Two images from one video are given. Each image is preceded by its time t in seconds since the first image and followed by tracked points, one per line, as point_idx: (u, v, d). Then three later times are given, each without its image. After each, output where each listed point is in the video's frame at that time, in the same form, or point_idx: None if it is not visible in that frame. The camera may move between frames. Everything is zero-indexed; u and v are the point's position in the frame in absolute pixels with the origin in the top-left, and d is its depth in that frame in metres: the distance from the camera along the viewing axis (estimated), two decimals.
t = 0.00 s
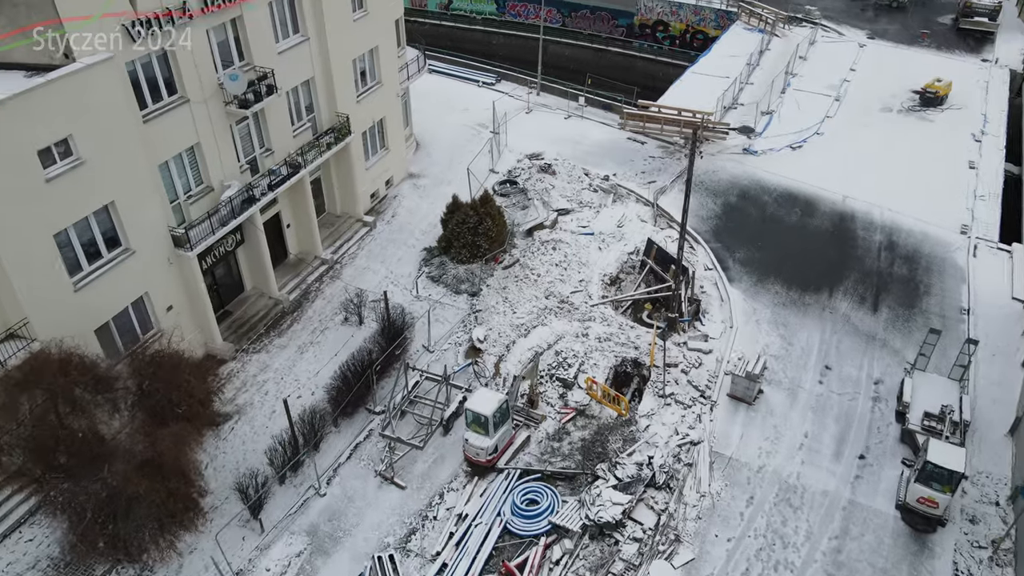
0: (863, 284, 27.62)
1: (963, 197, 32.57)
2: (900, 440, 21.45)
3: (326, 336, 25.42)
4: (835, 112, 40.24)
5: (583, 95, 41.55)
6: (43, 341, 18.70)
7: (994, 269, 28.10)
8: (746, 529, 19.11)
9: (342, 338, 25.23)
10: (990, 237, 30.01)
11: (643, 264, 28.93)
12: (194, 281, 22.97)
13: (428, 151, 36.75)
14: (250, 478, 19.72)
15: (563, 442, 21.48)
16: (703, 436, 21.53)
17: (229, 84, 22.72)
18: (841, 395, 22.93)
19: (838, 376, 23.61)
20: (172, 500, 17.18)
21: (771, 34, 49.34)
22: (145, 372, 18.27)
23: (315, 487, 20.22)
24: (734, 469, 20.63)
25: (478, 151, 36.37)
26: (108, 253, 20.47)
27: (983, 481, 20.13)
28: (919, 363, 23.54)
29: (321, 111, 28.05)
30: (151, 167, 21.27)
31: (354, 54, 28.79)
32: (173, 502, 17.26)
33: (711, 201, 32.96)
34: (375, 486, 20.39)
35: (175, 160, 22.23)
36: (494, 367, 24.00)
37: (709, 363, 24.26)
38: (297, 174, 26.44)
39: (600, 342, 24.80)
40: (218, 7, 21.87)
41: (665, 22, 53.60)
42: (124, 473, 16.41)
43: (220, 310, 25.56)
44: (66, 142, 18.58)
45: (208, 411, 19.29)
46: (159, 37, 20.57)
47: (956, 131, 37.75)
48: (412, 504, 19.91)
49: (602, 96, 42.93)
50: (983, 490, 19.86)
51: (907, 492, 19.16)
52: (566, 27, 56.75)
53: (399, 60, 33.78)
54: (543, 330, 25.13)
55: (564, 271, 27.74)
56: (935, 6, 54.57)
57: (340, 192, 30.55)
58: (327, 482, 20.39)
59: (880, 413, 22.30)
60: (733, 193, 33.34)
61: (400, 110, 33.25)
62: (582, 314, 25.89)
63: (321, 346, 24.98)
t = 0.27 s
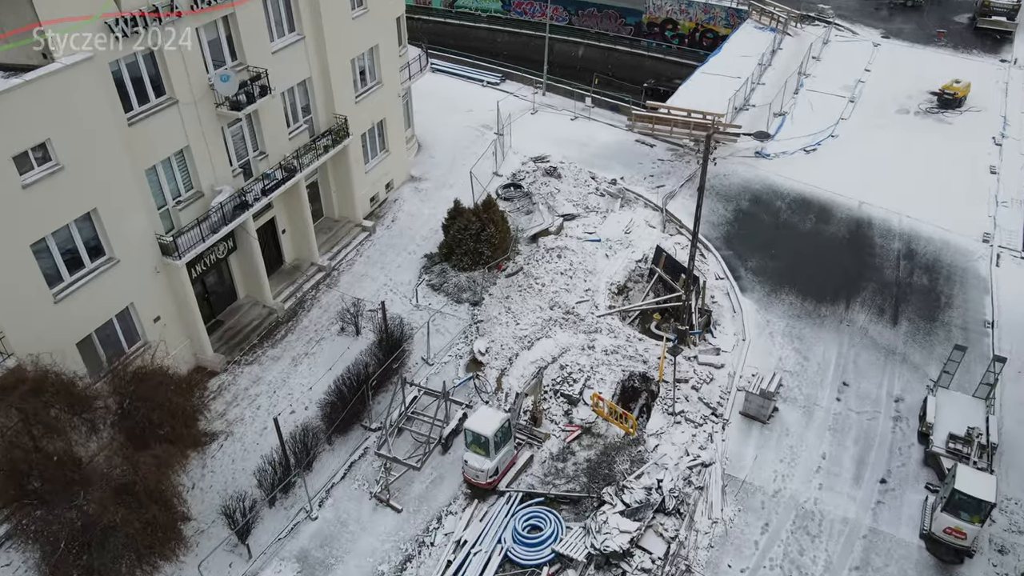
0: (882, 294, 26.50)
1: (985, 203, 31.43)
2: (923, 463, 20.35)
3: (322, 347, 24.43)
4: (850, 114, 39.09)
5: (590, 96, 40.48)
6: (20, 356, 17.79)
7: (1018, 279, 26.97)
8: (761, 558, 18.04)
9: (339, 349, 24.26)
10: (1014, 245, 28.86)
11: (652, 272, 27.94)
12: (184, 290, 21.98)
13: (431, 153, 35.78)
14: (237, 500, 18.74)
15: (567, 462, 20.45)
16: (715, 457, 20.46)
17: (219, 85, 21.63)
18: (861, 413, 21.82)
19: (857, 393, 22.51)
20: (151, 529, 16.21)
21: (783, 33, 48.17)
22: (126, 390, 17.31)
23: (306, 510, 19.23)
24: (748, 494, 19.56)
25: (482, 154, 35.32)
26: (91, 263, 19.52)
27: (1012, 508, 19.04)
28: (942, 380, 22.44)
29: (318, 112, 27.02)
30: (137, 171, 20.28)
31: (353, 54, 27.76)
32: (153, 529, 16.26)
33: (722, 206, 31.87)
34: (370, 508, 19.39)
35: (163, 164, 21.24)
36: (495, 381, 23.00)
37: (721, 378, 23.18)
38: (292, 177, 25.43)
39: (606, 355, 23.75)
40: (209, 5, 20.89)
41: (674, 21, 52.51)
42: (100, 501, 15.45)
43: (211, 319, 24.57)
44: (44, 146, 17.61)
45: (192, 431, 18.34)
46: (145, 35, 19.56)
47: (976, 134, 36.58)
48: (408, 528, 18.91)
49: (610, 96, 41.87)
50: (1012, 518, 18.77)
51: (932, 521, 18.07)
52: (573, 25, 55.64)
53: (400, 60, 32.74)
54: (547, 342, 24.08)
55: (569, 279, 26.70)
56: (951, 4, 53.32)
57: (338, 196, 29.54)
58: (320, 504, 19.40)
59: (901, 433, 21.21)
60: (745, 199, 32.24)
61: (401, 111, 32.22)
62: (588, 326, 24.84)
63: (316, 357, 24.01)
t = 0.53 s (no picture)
0: (901, 306, 25.38)
1: (1007, 210, 30.25)
2: (948, 489, 19.25)
3: (315, 360, 23.42)
4: (864, 116, 37.93)
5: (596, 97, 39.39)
6: None
7: None
8: None
9: (333, 363, 23.27)
10: None
11: (660, 281, 26.97)
12: (170, 301, 20.96)
13: (432, 156, 34.78)
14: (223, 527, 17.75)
15: (571, 486, 19.40)
16: (728, 481, 19.38)
17: (208, 87, 20.61)
18: (881, 435, 20.72)
19: (877, 413, 21.41)
20: (125, 564, 14.80)
21: (795, 31, 46.96)
22: (102, 413, 16.33)
23: (296, 536, 18.24)
24: (762, 522, 18.49)
25: (485, 157, 34.26)
26: (70, 274, 18.54)
27: None
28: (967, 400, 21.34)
29: (314, 114, 25.97)
30: (120, 177, 19.29)
31: (351, 53, 26.72)
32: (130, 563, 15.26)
33: (733, 212, 30.76)
34: (363, 535, 18.36)
35: (148, 170, 20.24)
36: (497, 397, 21.98)
37: (733, 396, 22.10)
38: (286, 183, 24.40)
39: (613, 371, 22.69)
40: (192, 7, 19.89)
41: (683, 19, 51.49)
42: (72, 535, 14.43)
43: (201, 330, 23.56)
44: (18, 152, 16.69)
45: (170, 454, 17.37)
46: (129, 35, 18.57)
47: (996, 137, 35.39)
48: (403, 557, 17.89)
49: (617, 98, 40.78)
50: None
51: (961, 555, 17.01)
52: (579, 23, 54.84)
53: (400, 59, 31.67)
54: (551, 357, 23.02)
55: (574, 289, 25.65)
56: (967, 3, 52.03)
57: (335, 201, 28.50)
58: (311, 530, 18.40)
59: (925, 456, 20.10)
60: (756, 205, 31.12)
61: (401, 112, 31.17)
62: (594, 339, 23.79)
63: (310, 371, 23.01)
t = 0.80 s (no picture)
0: (921, 321, 24.26)
1: None
2: (975, 519, 18.17)
3: (308, 376, 22.41)
4: (879, 119, 36.75)
5: (602, 98, 38.31)
6: None
7: None
8: None
9: (327, 378, 22.27)
10: None
11: (669, 293, 25.90)
12: (155, 315, 19.97)
13: (433, 159, 33.76)
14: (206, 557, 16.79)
15: (575, 513, 18.37)
16: (741, 510, 18.33)
17: (195, 89, 19.58)
18: (903, 460, 19.63)
19: (897, 436, 20.32)
20: None
21: (806, 31, 45.81)
22: (76, 440, 15.38)
23: (284, 566, 17.27)
24: (778, 555, 17.45)
25: (487, 161, 33.22)
26: (46, 288, 17.57)
27: None
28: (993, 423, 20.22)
29: (309, 117, 24.95)
30: (100, 185, 18.30)
31: (348, 54, 25.69)
32: None
33: (744, 220, 29.67)
34: (354, 565, 17.36)
35: (132, 177, 19.23)
36: (497, 416, 20.97)
37: (746, 416, 21.02)
38: (279, 189, 23.39)
39: (619, 388, 21.63)
40: (177, 7, 18.86)
41: (691, 17, 51.00)
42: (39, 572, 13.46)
43: (189, 343, 22.57)
44: None
45: (149, 481, 16.36)
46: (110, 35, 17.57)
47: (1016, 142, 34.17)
48: None
49: (623, 99, 39.71)
50: None
51: None
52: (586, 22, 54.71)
53: (401, 60, 30.62)
54: (554, 373, 21.99)
55: (579, 300, 24.61)
56: (984, 2, 50.74)
57: (331, 207, 27.49)
58: (299, 560, 17.42)
59: (949, 484, 19.01)
60: (768, 212, 30.01)
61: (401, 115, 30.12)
62: (599, 354, 22.74)
63: (302, 387, 22.02)
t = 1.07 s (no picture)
0: (943, 337, 23.15)
1: None
2: (1004, 555, 17.14)
3: (300, 393, 21.40)
4: (895, 123, 35.59)
5: (609, 100, 37.22)
6: None
7: None
8: None
9: (320, 395, 21.28)
10: None
11: (677, 305, 24.84)
12: (138, 331, 18.99)
13: (434, 163, 32.77)
14: None
15: (579, 545, 17.37)
16: (755, 543, 17.29)
17: (179, 94, 18.52)
18: (926, 489, 18.57)
19: (920, 462, 19.26)
20: None
21: (819, 31, 44.62)
22: (47, 472, 14.40)
23: None
24: None
25: (490, 165, 32.20)
26: (19, 305, 16.60)
27: None
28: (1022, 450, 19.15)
29: (303, 121, 23.94)
30: (78, 196, 17.32)
31: (344, 56, 24.67)
32: None
33: (755, 228, 28.58)
34: None
35: (113, 186, 18.23)
36: (497, 438, 19.96)
37: (759, 439, 19.94)
38: (271, 197, 22.38)
39: (625, 409, 20.59)
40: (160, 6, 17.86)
41: (699, 16, 49.86)
42: None
43: (176, 358, 21.58)
44: None
45: (126, 512, 15.38)
46: (88, 38, 16.55)
47: None
48: None
49: (630, 101, 38.63)
50: None
51: None
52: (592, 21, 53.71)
53: (400, 61, 29.55)
54: (557, 392, 20.95)
55: (583, 313, 23.56)
56: (1000, 2, 49.47)
57: (327, 214, 26.49)
58: None
59: (976, 516, 17.97)
60: (781, 220, 28.90)
61: (400, 118, 29.08)
62: (605, 372, 21.69)
63: (294, 405, 21.03)
